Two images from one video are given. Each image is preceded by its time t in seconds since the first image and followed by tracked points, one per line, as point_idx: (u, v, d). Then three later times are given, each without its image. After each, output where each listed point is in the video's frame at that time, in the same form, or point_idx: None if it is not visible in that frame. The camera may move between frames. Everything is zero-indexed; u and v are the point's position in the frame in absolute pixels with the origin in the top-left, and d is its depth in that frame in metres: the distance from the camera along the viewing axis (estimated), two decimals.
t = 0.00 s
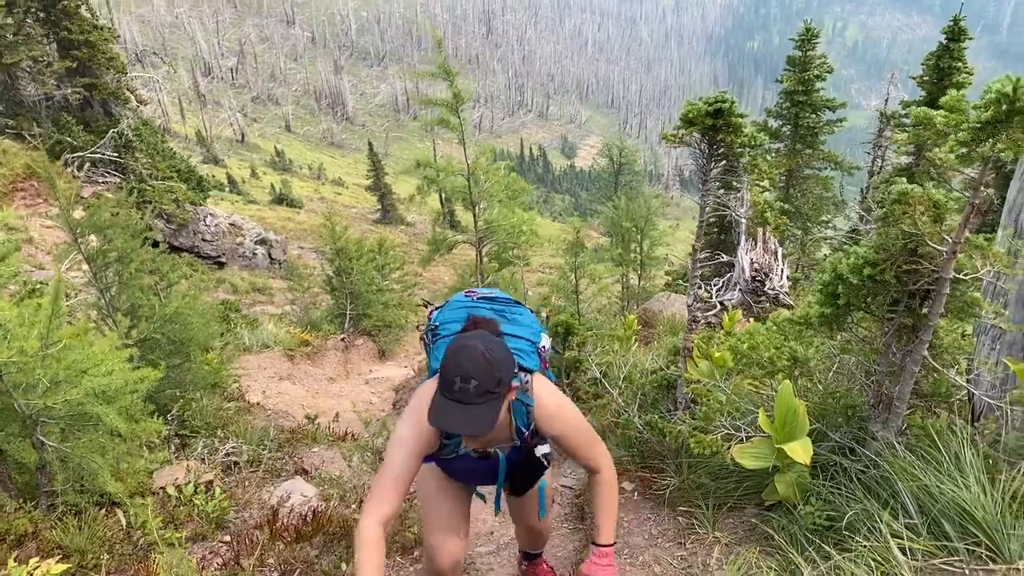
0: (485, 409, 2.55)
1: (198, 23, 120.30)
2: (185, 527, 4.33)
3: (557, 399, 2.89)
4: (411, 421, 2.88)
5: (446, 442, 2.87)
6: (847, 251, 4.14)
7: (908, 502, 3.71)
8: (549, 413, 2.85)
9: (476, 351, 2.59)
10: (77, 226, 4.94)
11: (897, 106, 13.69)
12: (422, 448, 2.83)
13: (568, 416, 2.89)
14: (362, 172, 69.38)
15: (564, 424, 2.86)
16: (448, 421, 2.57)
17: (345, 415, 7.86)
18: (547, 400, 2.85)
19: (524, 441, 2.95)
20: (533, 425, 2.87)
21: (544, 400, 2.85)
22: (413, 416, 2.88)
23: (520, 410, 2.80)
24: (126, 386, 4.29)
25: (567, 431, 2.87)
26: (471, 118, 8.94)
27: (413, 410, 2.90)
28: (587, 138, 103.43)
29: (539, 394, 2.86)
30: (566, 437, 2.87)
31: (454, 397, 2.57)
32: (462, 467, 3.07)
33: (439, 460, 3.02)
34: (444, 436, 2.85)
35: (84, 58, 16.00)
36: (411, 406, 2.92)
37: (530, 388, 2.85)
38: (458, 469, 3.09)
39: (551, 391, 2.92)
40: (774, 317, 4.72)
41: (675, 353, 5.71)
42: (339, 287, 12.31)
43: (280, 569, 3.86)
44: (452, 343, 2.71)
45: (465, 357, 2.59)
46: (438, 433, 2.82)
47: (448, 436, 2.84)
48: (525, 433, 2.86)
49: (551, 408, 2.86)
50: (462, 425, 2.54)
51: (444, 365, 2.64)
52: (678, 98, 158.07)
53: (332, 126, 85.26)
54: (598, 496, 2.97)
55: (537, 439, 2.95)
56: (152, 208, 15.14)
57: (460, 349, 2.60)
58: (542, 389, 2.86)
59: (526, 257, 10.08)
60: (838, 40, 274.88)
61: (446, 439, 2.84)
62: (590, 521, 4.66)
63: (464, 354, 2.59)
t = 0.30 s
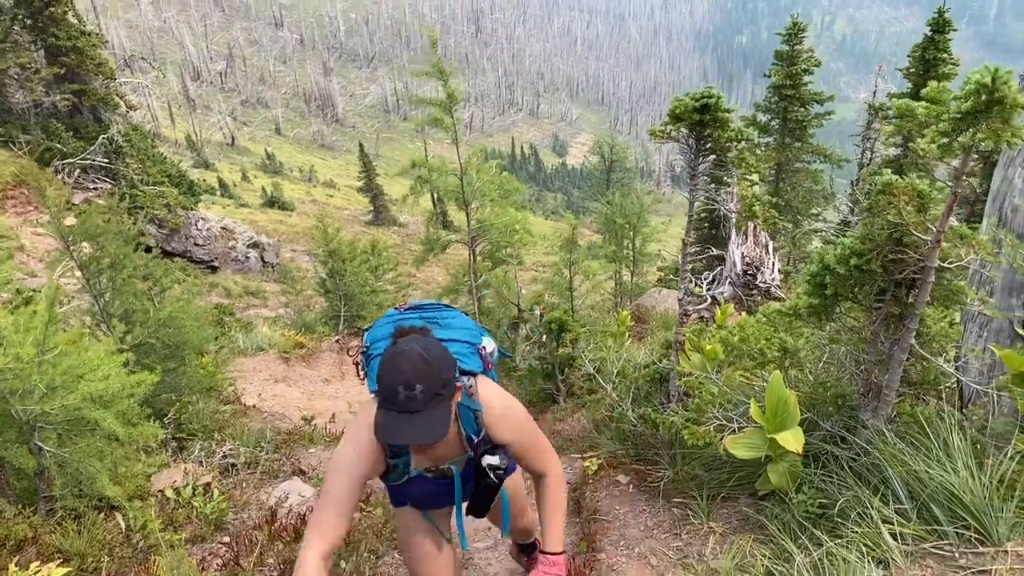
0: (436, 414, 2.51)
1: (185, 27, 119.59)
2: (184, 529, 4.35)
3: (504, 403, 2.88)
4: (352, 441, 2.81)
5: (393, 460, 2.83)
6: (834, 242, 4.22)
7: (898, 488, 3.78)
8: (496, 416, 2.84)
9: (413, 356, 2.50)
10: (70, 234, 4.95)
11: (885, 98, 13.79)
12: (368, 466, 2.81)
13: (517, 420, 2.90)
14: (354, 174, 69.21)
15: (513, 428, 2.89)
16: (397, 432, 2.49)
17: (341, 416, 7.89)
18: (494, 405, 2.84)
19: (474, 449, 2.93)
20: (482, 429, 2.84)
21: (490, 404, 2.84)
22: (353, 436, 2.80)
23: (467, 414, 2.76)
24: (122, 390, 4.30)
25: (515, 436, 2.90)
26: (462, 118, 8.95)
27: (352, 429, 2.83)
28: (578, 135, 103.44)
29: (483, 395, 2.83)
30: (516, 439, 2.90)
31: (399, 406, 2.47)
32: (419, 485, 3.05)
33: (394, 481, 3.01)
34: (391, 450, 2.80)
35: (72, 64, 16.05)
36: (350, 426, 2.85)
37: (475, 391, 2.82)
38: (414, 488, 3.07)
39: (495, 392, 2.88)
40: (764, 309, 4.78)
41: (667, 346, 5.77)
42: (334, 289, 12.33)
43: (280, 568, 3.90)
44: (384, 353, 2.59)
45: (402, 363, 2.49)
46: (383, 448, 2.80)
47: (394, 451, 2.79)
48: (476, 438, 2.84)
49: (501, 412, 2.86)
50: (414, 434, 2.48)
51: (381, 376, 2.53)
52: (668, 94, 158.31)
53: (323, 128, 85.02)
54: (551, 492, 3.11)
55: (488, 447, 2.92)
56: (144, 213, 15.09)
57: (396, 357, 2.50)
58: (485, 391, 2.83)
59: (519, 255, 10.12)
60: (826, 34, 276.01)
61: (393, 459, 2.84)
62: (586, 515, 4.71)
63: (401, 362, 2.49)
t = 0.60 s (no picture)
0: (432, 408, 2.60)
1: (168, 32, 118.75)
2: (179, 531, 4.36)
3: (478, 364, 3.09)
4: (336, 454, 2.75)
5: (381, 460, 2.81)
6: (819, 230, 4.29)
7: (885, 472, 3.85)
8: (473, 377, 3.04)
9: (399, 360, 2.51)
10: (58, 239, 4.94)
11: (868, 89, 13.89)
12: (356, 472, 2.78)
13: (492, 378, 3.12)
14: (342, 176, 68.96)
15: (492, 386, 3.11)
16: (404, 439, 2.53)
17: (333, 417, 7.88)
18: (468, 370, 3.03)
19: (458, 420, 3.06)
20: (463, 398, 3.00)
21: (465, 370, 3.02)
22: (333, 447, 2.75)
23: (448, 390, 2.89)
24: (114, 393, 4.28)
25: (495, 391, 3.13)
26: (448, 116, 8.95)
27: (332, 442, 2.76)
28: (566, 133, 103.52)
29: (452, 365, 2.99)
30: (497, 394, 3.14)
31: (399, 414, 2.50)
32: (407, 480, 3.08)
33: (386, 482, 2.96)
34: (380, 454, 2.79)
35: (55, 70, 15.93)
36: (327, 439, 2.77)
37: (447, 369, 2.93)
38: (403, 482, 3.07)
39: (459, 359, 3.04)
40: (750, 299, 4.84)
41: (657, 338, 5.83)
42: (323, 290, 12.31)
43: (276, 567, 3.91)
44: (362, 361, 2.55)
45: (391, 371, 2.49)
46: (369, 453, 2.77)
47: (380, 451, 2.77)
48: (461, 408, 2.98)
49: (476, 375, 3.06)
50: (420, 436, 2.54)
51: (370, 390, 2.50)
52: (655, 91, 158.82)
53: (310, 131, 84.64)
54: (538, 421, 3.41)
55: (473, 415, 3.08)
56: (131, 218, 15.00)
57: (383, 366, 2.49)
58: (452, 359, 3.00)
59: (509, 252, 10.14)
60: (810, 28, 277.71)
61: (380, 458, 2.80)
62: (579, 507, 4.75)
63: (392, 371, 2.49)
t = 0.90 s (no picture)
0: (474, 431, 2.56)
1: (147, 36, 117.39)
2: (169, 533, 4.36)
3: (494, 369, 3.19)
4: (366, 483, 2.64)
5: (412, 487, 2.73)
6: (797, 219, 4.36)
7: (867, 455, 3.93)
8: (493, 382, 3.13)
9: (444, 384, 2.46)
10: (39, 244, 4.93)
11: (845, 80, 14.05)
12: (384, 501, 2.68)
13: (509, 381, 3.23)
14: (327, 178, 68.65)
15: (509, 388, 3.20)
16: (450, 466, 2.46)
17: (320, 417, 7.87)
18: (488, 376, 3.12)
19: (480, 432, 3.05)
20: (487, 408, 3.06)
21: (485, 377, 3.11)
22: (363, 477, 2.64)
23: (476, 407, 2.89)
24: (101, 397, 4.24)
25: (512, 395, 3.22)
26: (428, 114, 8.95)
27: (362, 471, 2.64)
28: (551, 131, 103.68)
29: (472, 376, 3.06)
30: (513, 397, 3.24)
31: (445, 440, 2.44)
32: (433, 501, 2.95)
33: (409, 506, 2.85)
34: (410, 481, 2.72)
35: (32, 77, 15.82)
36: (355, 468, 2.65)
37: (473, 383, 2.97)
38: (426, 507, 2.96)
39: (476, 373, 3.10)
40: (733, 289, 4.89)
41: (641, 330, 5.87)
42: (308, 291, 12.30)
43: (267, 566, 3.91)
44: (401, 387, 2.46)
45: (437, 396, 2.42)
46: (400, 480, 2.69)
47: (412, 477, 2.71)
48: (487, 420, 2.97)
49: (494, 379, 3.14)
50: (465, 462, 2.49)
51: (414, 417, 2.42)
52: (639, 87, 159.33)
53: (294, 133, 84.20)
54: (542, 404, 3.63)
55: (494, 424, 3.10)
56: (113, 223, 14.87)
57: (430, 391, 2.42)
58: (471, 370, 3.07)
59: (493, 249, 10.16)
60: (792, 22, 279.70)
61: (411, 482, 2.72)
62: (568, 498, 4.79)
63: (435, 396, 2.42)
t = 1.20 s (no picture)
0: (570, 419, 2.25)
1: (125, 40, 115.88)
2: (152, 534, 4.34)
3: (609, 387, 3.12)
4: (446, 496, 2.34)
5: (487, 495, 2.47)
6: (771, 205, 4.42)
7: (845, 436, 3.99)
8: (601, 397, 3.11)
9: (537, 368, 2.19)
10: (11, 249, 4.94)
11: (819, 69, 14.20)
12: (464, 510, 2.40)
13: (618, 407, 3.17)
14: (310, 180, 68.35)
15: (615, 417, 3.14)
16: (554, 457, 2.14)
17: (303, 416, 7.87)
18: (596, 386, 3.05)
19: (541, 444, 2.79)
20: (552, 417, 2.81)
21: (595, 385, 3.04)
22: (442, 490, 2.33)
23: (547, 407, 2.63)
24: (80, 399, 4.23)
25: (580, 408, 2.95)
26: (405, 110, 8.92)
27: (440, 482, 2.33)
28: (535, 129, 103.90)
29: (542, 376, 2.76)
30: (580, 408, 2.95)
31: (542, 428, 2.14)
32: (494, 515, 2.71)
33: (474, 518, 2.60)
34: (487, 484, 2.45)
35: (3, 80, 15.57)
36: (432, 481, 2.33)
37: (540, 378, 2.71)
38: (491, 517, 2.72)
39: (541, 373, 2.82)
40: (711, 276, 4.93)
41: (621, 319, 5.92)
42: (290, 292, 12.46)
43: (252, 563, 3.92)
44: (491, 376, 2.18)
45: (532, 379, 2.15)
46: (477, 486, 2.42)
47: (489, 481, 2.45)
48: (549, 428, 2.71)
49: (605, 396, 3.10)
50: (568, 452, 2.17)
51: (511, 404, 2.12)
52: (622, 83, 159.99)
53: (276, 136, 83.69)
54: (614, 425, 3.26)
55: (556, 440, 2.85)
56: (91, 227, 14.70)
57: (525, 375, 2.15)
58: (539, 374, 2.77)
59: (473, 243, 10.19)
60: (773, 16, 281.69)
61: (486, 492, 2.47)
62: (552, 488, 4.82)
63: (531, 379, 2.16)
